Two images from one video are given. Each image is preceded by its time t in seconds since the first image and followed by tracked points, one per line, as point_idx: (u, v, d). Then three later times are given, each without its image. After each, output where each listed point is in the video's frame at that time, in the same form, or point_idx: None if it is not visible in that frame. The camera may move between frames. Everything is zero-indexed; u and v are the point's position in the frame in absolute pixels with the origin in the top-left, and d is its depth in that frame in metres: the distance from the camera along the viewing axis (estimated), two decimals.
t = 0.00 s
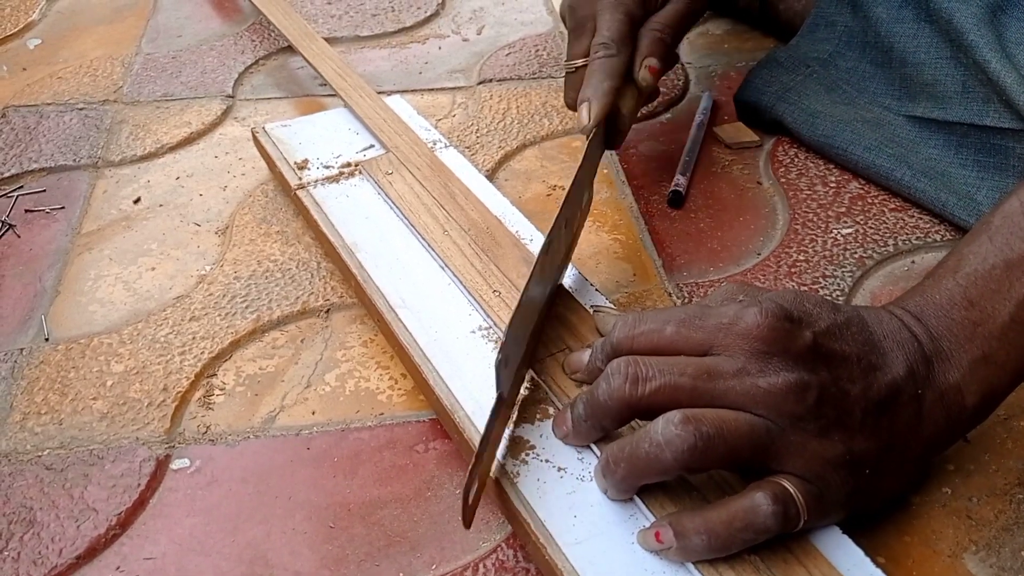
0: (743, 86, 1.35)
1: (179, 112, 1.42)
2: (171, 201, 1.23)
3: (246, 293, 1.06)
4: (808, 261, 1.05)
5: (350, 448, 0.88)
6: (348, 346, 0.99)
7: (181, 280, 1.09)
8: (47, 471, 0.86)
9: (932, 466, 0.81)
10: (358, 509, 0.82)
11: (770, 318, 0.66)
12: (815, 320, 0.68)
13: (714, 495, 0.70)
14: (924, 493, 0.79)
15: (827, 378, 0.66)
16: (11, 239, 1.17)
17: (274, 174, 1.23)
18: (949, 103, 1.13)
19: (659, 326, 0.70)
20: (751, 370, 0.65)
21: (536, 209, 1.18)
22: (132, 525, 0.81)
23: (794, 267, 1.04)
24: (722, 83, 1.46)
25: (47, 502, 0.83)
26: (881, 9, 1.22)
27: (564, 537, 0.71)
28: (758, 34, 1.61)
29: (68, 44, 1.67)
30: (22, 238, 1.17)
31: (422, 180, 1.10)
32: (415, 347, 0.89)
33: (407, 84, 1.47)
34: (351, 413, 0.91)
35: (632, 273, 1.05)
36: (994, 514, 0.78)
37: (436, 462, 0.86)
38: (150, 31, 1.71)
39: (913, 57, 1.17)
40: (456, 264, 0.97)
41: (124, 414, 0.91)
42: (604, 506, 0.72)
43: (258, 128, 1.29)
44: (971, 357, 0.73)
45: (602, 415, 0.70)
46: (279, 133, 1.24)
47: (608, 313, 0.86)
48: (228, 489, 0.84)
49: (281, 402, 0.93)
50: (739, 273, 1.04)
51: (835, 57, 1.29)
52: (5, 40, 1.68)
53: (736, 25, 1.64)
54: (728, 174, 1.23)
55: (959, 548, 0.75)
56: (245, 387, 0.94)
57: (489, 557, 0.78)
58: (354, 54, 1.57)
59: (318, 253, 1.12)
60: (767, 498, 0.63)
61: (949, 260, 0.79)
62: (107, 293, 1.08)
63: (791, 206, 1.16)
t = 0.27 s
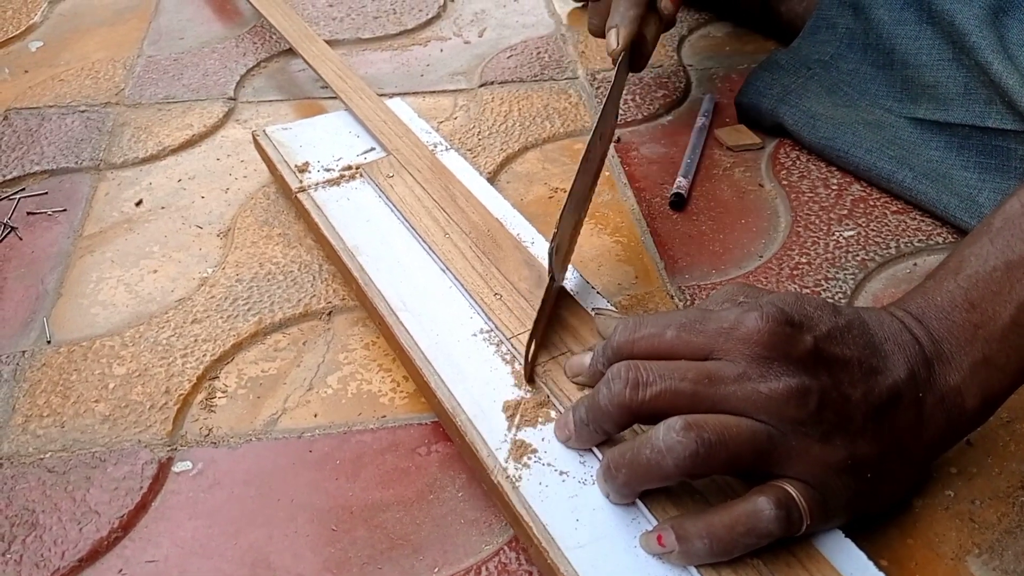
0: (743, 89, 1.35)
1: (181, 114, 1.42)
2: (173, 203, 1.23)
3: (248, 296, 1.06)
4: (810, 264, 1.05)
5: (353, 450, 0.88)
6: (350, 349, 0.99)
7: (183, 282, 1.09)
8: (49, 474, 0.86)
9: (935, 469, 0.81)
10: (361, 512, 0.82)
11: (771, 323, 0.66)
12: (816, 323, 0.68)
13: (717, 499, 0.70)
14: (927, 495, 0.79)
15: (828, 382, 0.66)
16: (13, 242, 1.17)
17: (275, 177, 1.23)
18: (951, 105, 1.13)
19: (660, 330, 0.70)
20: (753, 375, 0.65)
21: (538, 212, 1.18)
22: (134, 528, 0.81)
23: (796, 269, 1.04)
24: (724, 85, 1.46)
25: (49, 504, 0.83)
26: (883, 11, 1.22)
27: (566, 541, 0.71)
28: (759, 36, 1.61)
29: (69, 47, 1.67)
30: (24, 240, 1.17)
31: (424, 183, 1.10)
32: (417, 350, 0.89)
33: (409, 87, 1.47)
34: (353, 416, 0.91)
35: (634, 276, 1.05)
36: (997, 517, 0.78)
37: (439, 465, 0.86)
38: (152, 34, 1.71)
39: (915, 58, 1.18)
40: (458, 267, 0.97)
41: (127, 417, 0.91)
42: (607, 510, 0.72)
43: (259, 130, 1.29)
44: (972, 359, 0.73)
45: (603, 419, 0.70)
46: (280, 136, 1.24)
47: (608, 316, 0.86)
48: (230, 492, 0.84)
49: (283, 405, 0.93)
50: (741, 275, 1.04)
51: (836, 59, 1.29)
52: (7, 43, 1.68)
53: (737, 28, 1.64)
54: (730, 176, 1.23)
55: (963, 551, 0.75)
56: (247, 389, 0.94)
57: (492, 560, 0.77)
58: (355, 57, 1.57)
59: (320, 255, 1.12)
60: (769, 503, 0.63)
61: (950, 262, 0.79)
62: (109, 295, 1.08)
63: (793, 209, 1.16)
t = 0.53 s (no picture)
0: (746, 90, 1.35)
1: (184, 115, 1.43)
2: (175, 204, 1.23)
3: (251, 297, 1.06)
4: (813, 265, 1.05)
5: (355, 452, 0.88)
6: (353, 350, 0.99)
7: (186, 283, 1.09)
8: (52, 475, 0.86)
9: (938, 470, 0.81)
10: (363, 513, 0.82)
11: (774, 326, 0.65)
12: (821, 324, 0.67)
13: (720, 500, 0.70)
14: (929, 497, 0.79)
15: (833, 384, 0.66)
16: (15, 243, 1.17)
17: (278, 178, 1.24)
18: (955, 105, 1.13)
19: (663, 334, 0.70)
20: (757, 378, 0.65)
21: (541, 213, 1.18)
22: (137, 529, 0.81)
23: (799, 271, 1.05)
24: (726, 87, 1.46)
25: (52, 505, 0.83)
26: (886, 12, 1.22)
27: (569, 543, 0.71)
28: (761, 37, 1.61)
29: (71, 48, 1.67)
30: (27, 241, 1.17)
31: (426, 184, 1.10)
32: (419, 351, 0.89)
33: (411, 88, 1.47)
34: (356, 417, 0.91)
35: (636, 277, 1.05)
36: (1000, 518, 0.78)
37: (441, 466, 0.86)
38: (154, 35, 1.71)
39: (920, 58, 1.18)
40: (460, 268, 0.97)
41: (129, 418, 0.91)
42: (610, 512, 0.72)
43: (261, 132, 1.29)
44: (979, 358, 0.73)
45: (607, 423, 0.70)
46: (282, 137, 1.24)
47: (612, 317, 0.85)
48: (233, 493, 0.84)
49: (286, 406, 0.93)
50: (744, 276, 1.05)
51: (840, 59, 1.29)
52: (9, 44, 1.68)
53: (739, 29, 1.64)
54: (732, 177, 1.23)
55: (965, 552, 0.75)
56: (250, 391, 0.94)
57: (495, 561, 0.77)
58: (357, 58, 1.57)
59: (322, 256, 1.12)
60: (773, 504, 0.62)
61: (954, 263, 0.79)
62: (111, 296, 1.08)
63: (795, 210, 1.16)
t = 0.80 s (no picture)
0: (746, 92, 1.35)
1: (184, 117, 1.43)
2: (176, 206, 1.23)
3: (251, 299, 1.06)
4: (814, 267, 1.05)
5: (356, 454, 0.88)
6: (354, 352, 0.99)
7: (187, 285, 1.09)
8: (52, 477, 0.86)
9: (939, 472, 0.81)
10: (364, 515, 0.82)
11: (776, 328, 0.65)
12: (822, 328, 0.67)
13: (722, 503, 0.70)
14: (930, 499, 0.79)
15: (835, 388, 0.65)
16: (16, 244, 1.17)
17: (278, 180, 1.24)
18: (957, 105, 1.13)
19: (665, 336, 0.70)
20: (759, 380, 0.65)
21: (542, 215, 1.18)
22: (138, 531, 0.81)
23: (800, 273, 1.04)
24: (726, 89, 1.46)
25: (53, 507, 0.83)
26: (887, 13, 1.22)
27: (571, 545, 0.71)
28: (762, 39, 1.61)
29: (72, 50, 1.67)
30: (28, 243, 1.17)
31: (427, 186, 1.10)
32: (420, 353, 0.89)
33: (412, 90, 1.48)
34: (357, 419, 0.91)
35: (637, 279, 1.05)
36: (1002, 520, 0.77)
37: (442, 468, 0.86)
38: (155, 37, 1.71)
39: (920, 59, 1.18)
40: (461, 270, 0.97)
41: (130, 420, 0.91)
42: (611, 514, 0.72)
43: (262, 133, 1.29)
44: (980, 362, 0.73)
45: (608, 425, 0.70)
46: (283, 139, 1.24)
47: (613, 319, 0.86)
48: (233, 495, 0.84)
49: (286, 408, 0.93)
50: (745, 279, 1.05)
51: (840, 61, 1.29)
52: (10, 46, 1.69)
53: (739, 31, 1.64)
54: (733, 179, 1.23)
55: (967, 555, 0.75)
56: (250, 393, 0.94)
57: (496, 563, 0.77)
58: (358, 60, 1.58)
59: (323, 258, 1.12)
60: (773, 510, 0.62)
61: (956, 266, 0.79)
62: (112, 298, 1.08)
63: (796, 212, 1.16)
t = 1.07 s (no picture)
0: (745, 94, 1.35)
1: (184, 119, 1.43)
2: (175, 208, 1.23)
3: (251, 301, 1.06)
4: (813, 269, 1.05)
5: (356, 456, 0.88)
6: (353, 354, 0.99)
7: (186, 287, 1.09)
8: (52, 479, 0.86)
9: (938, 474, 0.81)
10: (364, 517, 0.82)
11: (775, 329, 0.65)
12: (820, 330, 0.67)
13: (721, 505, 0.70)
14: (929, 501, 0.79)
15: (833, 390, 0.65)
16: (16, 246, 1.17)
17: (278, 182, 1.24)
18: (953, 110, 1.13)
19: (664, 336, 0.70)
20: (757, 380, 0.65)
21: (541, 217, 1.18)
22: (137, 533, 0.81)
23: (799, 275, 1.04)
24: (726, 90, 1.46)
25: (52, 510, 0.83)
26: (885, 16, 1.22)
27: (569, 547, 0.71)
28: (761, 41, 1.62)
29: (72, 52, 1.67)
30: (27, 245, 1.17)
31: (426, 188, 1.10)
32: (419, 355, 0.89)
33: (411, 92, 1.48)
34: (356, 421, 0.91)
35: (636, 280, 1.05)
36: (1001, 523, 0.77)
37: (441, 470, 0.86)
38: (154, 39, 1.71)
39: (918, 63, 1.18)
40: (460, 273, 0.97)
41: (129, 422, 0.91)
42: (610, 516, 0.72)
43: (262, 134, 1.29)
44: (976, 369, 0.73)
45: (606, 423, 0.70)
46: (283, 141, 1.24)
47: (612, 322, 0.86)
48: (233, 497, 0.84)
49: (286, 410, 0.93)
50: (744, 280, 1.05)
51: (838, 64, 1.29)
52: (10, 48, 1.69)
53: (739, 33, 1.64)
54: (732, 181, 1.23)
55: (966, 557, 0.75)
56: (250, 395, 0.94)
57: (495, 566, 0.77)
58: (358, 62, 1.58)
59: (322, 260, 1.12)
60: (770, 512, 0.63)
61: (955, 269, 0.79)
62: (112, 300, 1.08)
63: (795, 213, 1.16)
